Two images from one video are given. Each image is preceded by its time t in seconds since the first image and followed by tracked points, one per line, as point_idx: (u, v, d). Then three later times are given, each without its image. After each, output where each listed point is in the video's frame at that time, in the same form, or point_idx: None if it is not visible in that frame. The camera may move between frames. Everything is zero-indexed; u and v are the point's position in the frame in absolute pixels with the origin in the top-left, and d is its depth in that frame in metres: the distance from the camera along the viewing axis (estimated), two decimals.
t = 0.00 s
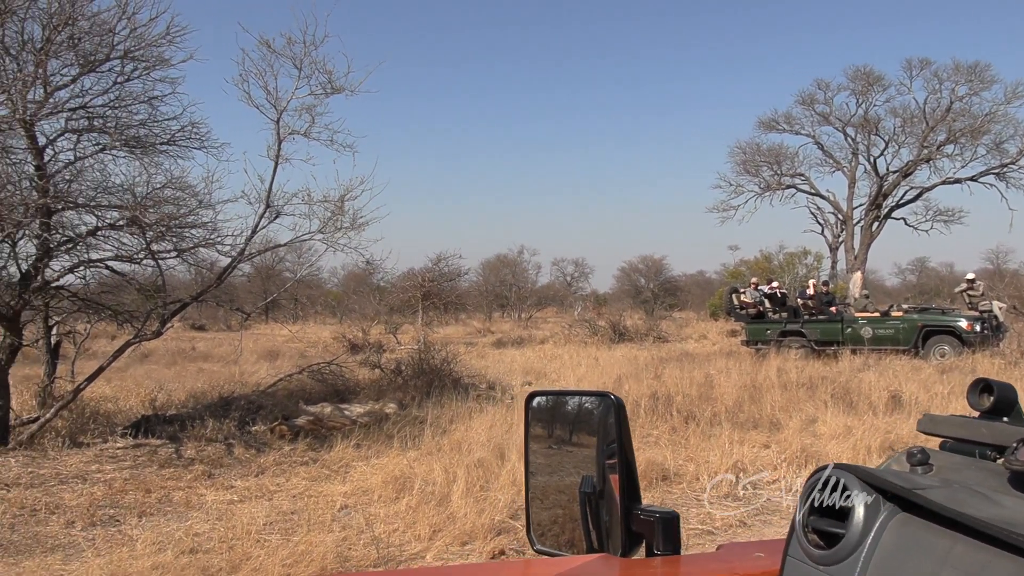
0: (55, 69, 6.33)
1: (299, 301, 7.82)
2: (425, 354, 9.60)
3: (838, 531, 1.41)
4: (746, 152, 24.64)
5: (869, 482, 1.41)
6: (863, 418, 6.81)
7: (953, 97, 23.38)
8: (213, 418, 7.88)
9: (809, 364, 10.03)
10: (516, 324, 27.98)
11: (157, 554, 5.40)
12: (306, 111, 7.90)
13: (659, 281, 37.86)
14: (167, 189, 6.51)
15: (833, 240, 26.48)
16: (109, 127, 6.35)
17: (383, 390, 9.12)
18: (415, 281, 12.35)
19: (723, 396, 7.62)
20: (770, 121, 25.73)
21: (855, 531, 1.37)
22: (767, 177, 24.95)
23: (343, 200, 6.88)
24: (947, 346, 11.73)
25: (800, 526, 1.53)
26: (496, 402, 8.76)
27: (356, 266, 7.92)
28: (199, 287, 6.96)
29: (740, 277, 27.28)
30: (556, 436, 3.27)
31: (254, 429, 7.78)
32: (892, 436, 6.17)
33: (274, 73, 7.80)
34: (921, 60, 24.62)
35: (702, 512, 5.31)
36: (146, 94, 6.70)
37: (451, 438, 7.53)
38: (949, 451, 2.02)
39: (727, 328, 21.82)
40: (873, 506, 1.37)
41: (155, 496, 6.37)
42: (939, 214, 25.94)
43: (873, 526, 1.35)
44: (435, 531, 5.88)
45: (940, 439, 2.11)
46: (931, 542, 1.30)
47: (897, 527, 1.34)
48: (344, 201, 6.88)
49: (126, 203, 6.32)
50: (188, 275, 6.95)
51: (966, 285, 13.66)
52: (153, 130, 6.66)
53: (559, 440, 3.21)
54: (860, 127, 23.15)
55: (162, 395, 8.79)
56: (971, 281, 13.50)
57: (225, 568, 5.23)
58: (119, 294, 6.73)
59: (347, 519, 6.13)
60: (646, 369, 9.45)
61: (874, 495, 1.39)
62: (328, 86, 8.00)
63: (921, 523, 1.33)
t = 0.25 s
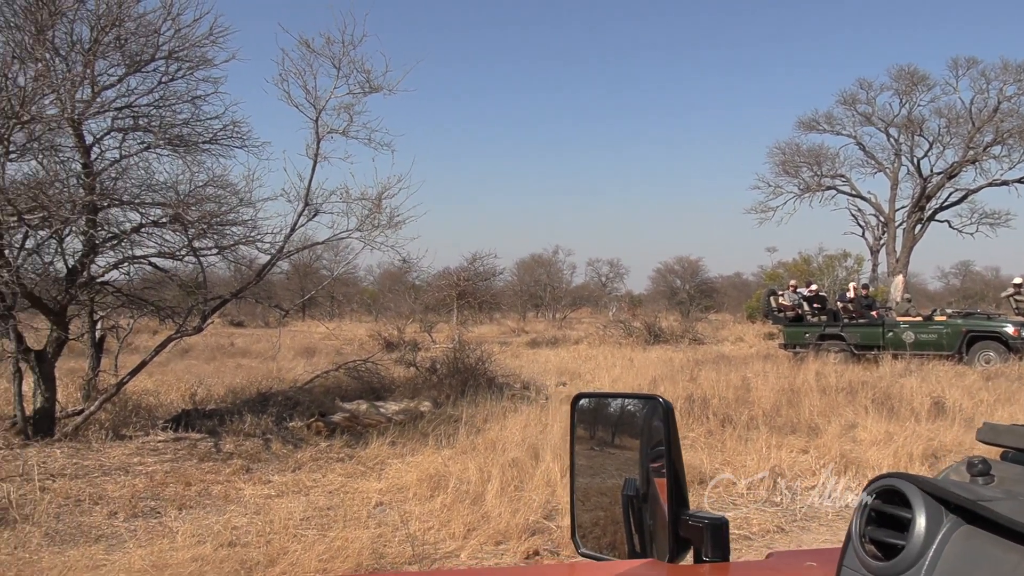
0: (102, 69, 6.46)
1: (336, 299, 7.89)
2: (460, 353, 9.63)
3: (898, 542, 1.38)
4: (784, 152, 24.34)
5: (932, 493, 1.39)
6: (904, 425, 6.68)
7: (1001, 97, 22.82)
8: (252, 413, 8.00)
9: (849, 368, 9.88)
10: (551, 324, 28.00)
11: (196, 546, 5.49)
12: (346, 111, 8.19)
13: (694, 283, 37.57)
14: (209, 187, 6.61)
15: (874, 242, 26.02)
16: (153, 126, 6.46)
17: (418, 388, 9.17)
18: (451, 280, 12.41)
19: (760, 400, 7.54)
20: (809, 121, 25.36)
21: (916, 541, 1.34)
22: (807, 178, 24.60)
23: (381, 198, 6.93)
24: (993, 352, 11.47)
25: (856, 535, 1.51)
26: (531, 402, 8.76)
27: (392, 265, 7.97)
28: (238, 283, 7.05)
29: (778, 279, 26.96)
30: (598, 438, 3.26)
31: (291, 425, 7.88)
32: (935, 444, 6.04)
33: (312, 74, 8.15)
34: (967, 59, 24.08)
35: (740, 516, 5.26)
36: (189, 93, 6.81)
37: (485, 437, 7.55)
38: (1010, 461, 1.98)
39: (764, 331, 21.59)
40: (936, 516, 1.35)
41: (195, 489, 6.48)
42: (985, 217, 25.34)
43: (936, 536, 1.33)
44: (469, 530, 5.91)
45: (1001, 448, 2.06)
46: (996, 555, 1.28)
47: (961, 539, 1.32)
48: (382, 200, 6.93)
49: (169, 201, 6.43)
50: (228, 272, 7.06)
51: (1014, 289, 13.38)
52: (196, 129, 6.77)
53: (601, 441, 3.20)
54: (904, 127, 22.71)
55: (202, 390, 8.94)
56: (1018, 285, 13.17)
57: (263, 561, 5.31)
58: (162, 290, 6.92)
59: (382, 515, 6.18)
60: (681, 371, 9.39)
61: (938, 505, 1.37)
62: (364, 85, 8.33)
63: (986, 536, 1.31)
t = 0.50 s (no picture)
0: (140, 70, 6.57)
1: (367, 297, 7.95)
2: (490, 351, 9.65)
3: (952, 551, 1.35)
4: (819, 151, 24.05)
5: (989, 503, 1.36)
6: (942, 428, 6.56)
7: None
8: (284, 410, 8.10)
9: (884, 370, 9.73)
10: (581, 323, 27.97)
11: (229, 540, 5.56)
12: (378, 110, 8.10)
13: (726, 283, 37.29)
14: (243, 186, 6.69)
15: (910, 242, 25.58)
16: (189, 126, 6.55)
17: (448, 386, 9.20)
18: (480, 278, 12.44)
19: (793, 402, 7.46)
20: (845, 119, 25.01)
21: (972, 551, 1.31)
22: (841, 177, 24.26)
23: (412, 196, 6.95)
24: None
25: (909, 544, 1.48)
26: (560, 402, 8.75)
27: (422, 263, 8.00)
28: (271, 281, 7.12)
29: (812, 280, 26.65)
30: (635, 438, 3.26)
31: (323, 422, 7.96)
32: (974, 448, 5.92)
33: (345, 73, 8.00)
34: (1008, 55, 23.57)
35: (772, 519, 5.20)
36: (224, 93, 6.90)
37: (515, 436, 7.56)
38: None
39: (797, 332, 21.35)
40: (993, 526, 1.32)
41: (228, 484, 6.56)
42: None
43: (994, 546, 1.29)
44: (499, 528, 5.92)
45: None
46: None
47: (1020, 549, 1.28)
48: (413, 198, 6.95)
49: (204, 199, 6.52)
50: (261, 270, 7.15)
51: None
52: (231, 128, 6.85)
53: (638, 442, 3.20)
54: (942, 125, 22.29)
55: (235, 386, 9.07)
56: None
57: (294, 557, 5.36)
58: (196, 287, 7.04)
59: (412, 513, 6.21)
60: (712, 371, 9.33)
61: (995, 515, 1.34)
62: (396, 83, 8.12)
63: None
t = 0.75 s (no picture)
0: (166, 70, 6.64)
1: (389, 295, 7.97)
2: (511, 349, 9.65)
3: (998, 555, 1.33)
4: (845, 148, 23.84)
5: None
6: (970, 428, 6.48)
7: None
8: (307, 407, 8.16)
9: (911, 368, 9.62)
10: (603, 321, 27.97)
11: (254, 537, 5.60)
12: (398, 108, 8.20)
13: (748, 281, 37.07)
14: (267, 185, 6.74)
15: (937, 240, 25.26)
16: (214, 126, 6.60)
17: (470, 384, 9.22)
18: (502, 276, 12.45)
19: (818, 400, 7.39)
20: (870, 115, 24.75)
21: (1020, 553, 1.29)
22: (866, 174, 24.02)
23: (434, 194, 6.96)
24: None
25: (953, 546, 1.46)
26: (583, 400, 8.73)
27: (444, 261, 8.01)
28: (294, 279, 7.17)
29: (836, 278, 26.41)
30: (664, 437, 3.25)
31: (346, 419, 8.01)
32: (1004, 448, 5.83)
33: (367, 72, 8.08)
34: None
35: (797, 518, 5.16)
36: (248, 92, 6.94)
37: (537, 434, 7.56)
38: None
39: (821, 330, 21.18)
40: None
41: (253, 481, 6.62)
42: None
43: None
44: (522, 526, 5.92)
45: None
46: None
47: None
48: (435, 196, 6.96)
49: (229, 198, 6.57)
50: (285, 268, 7.20)
51: None
52: (254, 127, 6.90)
53: (667, 440, 3.19)
54: (970, 120, 21.98)
55: (259, 383, 9.14)
56: None
57: (318, 553, 5.39)
58: (221, 285, 7.13)
59: (435, 510, 6.23)
60: (735, 369, 9.28)
61: None
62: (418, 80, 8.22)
63: None
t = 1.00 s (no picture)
0: (196, 69, 6.71)
1: (415, 292, 7.99)
2: (538, 347, 9.65)
3: None
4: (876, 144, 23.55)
5: None
6: (1005, 429, 6.37)
7: None
8: (335, 404, 8.23)
9: (944, 368, 9.49)
10: (628, 319, 27.90)
11: (284, 532, 5.65)
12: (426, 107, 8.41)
13: (775, 278, 36.75)
14: (296, 183, 6.79)
15: (970, 238, 24.86)
16: (244, 124, 6.66)
17: (496, 381, 9.23)
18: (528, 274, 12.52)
19: (848, 400, 7.32)
20: (901, 111, 24.41)
21: None
22: (897, 171, 23.70)
23: (461, 192, 6.97)
24: None
25: (1008, 554, 1.45)
26: (609, 398, 8.72)
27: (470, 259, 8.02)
28: (322, 276, 7.22)
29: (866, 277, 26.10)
30: (699, 438, 3.26)
31: (373, 416, 8.07)
32: None
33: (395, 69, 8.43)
34: None
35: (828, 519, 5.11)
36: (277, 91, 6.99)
37: (564, 432, 7.57)
38: None
39: (850, 329, 20.95)
40: None
41: (282, 476, 6.68)
42: None
43: None
44: (549, 525, 5.93)
45: None
46: None
47: None
48: (462, 194, 6.98)
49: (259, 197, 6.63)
50: (313, 265, 7.25)
51: None
52: (283, 126, 6.95)
53: (702, 440, 3.19)
54: (1004, 116, 21.59)
55: (287, 379, 9.24)
56: None
57: (347, 549, 5.43)
58: (250, 282, 7.19)
59: (462, 507, 6.27)
60: (763, 368, 9.23)
61: None
62: (446, 78, 8.43)
63: None
